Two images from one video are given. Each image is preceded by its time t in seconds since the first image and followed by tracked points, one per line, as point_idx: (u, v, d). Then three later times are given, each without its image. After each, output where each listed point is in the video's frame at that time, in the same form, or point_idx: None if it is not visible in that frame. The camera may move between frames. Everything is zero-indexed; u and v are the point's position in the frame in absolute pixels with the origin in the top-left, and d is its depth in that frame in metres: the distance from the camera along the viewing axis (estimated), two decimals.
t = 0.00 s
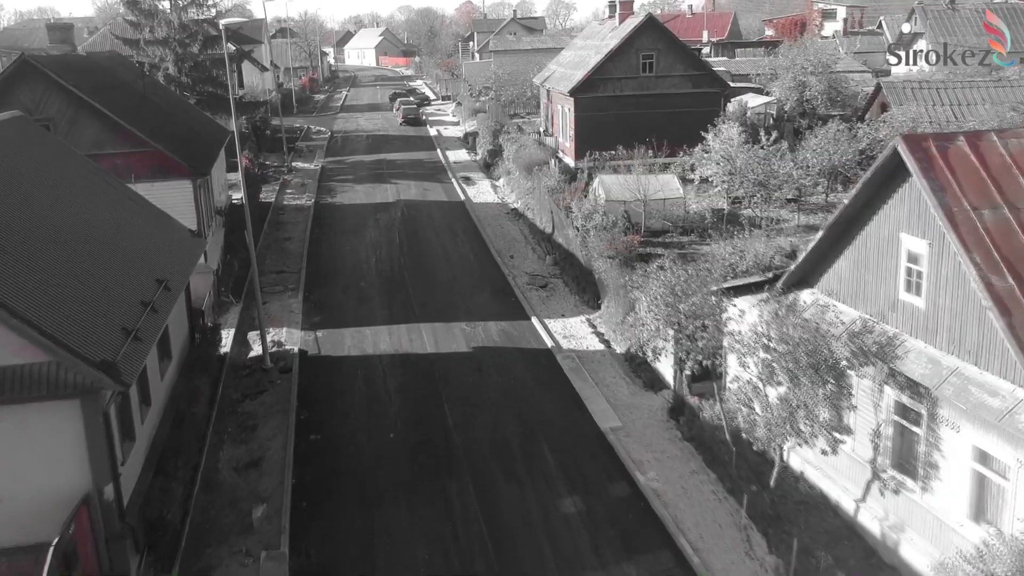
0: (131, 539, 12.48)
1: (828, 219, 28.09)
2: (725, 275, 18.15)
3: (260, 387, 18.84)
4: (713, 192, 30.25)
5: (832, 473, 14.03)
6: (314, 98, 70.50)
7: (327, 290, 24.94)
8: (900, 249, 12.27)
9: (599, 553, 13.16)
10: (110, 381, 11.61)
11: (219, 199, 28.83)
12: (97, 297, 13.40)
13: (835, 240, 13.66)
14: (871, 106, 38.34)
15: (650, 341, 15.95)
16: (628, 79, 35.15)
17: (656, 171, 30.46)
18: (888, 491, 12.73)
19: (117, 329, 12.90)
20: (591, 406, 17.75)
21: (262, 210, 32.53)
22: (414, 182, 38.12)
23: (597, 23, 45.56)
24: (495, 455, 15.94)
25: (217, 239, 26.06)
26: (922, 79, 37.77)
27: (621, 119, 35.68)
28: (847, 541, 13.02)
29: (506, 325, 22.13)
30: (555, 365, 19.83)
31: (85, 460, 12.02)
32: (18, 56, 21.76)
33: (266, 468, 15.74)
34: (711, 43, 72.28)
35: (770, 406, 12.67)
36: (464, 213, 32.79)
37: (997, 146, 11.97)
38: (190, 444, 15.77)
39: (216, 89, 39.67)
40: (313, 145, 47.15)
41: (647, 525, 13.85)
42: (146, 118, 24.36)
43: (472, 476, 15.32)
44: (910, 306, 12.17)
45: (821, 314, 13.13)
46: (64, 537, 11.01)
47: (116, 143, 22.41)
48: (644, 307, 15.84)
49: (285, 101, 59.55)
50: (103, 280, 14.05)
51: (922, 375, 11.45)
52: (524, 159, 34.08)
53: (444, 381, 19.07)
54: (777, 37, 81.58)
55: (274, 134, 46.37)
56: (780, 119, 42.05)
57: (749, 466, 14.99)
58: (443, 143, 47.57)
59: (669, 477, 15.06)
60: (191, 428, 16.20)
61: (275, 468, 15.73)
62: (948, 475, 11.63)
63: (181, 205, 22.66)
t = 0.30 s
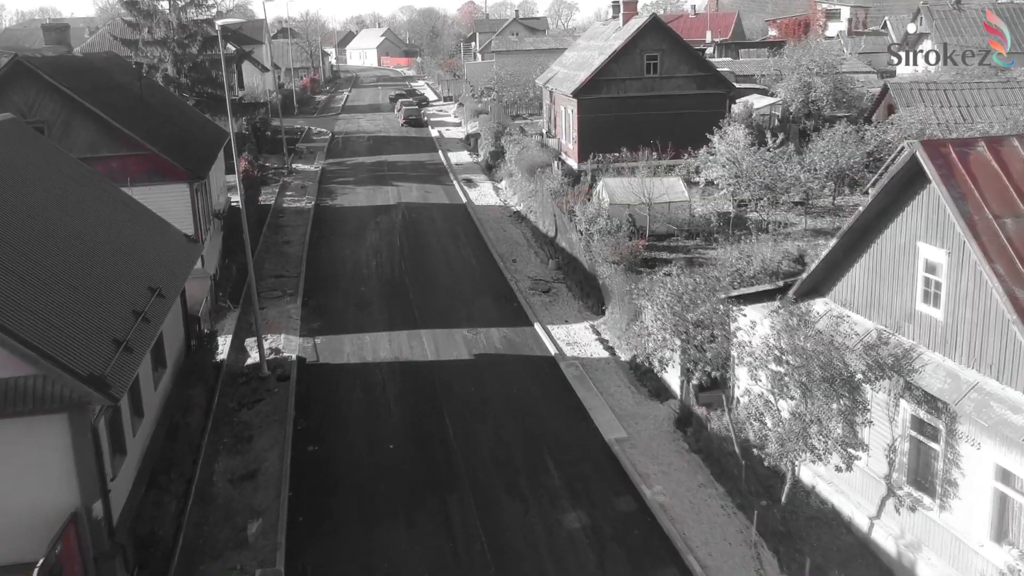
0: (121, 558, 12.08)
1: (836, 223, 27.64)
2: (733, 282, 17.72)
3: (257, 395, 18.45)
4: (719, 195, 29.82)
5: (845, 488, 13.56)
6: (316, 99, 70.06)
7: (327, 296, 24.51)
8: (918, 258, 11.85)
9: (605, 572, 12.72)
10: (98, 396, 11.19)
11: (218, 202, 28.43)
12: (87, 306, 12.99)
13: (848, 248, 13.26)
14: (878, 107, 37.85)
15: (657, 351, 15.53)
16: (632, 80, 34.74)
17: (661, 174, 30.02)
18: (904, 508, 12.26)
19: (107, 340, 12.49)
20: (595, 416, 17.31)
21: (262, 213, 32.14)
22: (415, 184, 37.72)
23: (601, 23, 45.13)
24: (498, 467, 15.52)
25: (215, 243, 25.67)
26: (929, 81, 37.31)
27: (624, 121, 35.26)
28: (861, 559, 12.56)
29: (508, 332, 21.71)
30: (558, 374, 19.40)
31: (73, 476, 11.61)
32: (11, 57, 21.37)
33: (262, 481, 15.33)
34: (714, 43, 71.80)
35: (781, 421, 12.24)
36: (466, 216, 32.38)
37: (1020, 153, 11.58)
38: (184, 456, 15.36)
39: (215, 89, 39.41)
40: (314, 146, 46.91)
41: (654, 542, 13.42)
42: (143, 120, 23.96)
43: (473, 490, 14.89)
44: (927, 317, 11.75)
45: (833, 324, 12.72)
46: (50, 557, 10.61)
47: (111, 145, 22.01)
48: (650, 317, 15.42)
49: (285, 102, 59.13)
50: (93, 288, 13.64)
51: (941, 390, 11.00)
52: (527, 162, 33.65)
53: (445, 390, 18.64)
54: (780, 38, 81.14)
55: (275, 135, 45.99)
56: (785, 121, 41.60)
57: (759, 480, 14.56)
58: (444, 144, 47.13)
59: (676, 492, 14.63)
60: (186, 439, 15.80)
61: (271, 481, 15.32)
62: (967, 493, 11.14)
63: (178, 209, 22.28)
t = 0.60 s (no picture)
0: None
1: (843, 227, 27.17)
2: (742, 290, 17.26)
3: (252, 404, 18.01)
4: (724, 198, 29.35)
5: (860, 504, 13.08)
6: (316, 100, 69.60)
7: (326, 301, 24.06)
8: (937, 268, 11.40)
9: None
10: (85, 411, 10.75)
11: (214, 205, 28.01)
12: (75, 316, 12.56)
13: (863, 256, 12.83)
14: (884, 108, 37.35)
15: (664, 362, 15.08)
16: (636, 81, 34.30)
17: (665, 176, 29.57)
18: (921, 527, 11.76)
19: (95, 352, 12.06)
20: (600, 427, 16.85)
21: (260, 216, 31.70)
22: (415, 186, 37.27)
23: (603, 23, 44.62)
24: (499, 481, 15.06)
25: (212, 247, 25.25)
26: (937, 82, 36.80)
27: (628, 122, 34.79)
28: None
29: (510, 338, 21.26)
30: (561, 382, 18.96)
31: (59, 494, 11.17)
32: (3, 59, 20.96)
33: (257, 494, 14.89)
34: (718, 43, 71.35)
35: (793, 436, 11.79)
36: (467, 219, 31.93)
37: None
38: (176, 470, 14.93)
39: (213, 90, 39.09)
40: (313, 147, 46.44)
41: (660, 560, 12.97)
42: (138, 122, 23.53)
43: (473, 505, 14.44)
44: (946, 328, 11.30)
45: (847, 335, 12.26)
46: None
47: (104, 149, 21.58)
48: (657, 326, 14.97)
49: (285, 103, 58.70)
50: (82, 297, 13.22)
51: (961, 407, 10.53)
52: (529, 163, 33.20)
53: (445, 400, 18.19)
54: (783, 38, 80.75)
55: (274, 136, 45.55)
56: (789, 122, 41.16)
57: (769, 495, 14.07)
58: (445, 146, 46.67)
59: (683, 507, 14.17)
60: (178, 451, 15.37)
61: (266, 494, 14.89)
62: (988, 513, 10.63)
63: (173, 213, 21.87)
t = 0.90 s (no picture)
0: None
1: (851, 230, 26.75)
2: (751, 297, 16.82)
3: (249, 413, 17.58)
4: (730, 201, 28.90)
5: (874, 520, 12.62)
6: (317, 101, 69.13)
7: (325, 306, 23.64)
8: (956, 277, 10.96)
9: None
10: (70, 427, 10.37)
11: (212, 208, 27.59)
12: (63, 326, 12.17)
13: (878, 264, 12.41)
14: (891, 108, 36.90)
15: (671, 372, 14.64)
16: (639, 81, 33.86)
17: (669, 178, 29.15)
18: (939, 545, 11.29)
19: (82, 364, 11.67)
20: (605, 437, 16.41)
21: (259, 218, 31.29)
22: (416, 188, 36.84)
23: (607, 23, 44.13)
24: (501, 495, 14.62)
25: (209, 251, 24.84)
26: (943, 82, 36.32)
27: (632, 123, 34.35)
28: None
29: (512, 345, 20.83)
30: (565, 390, 18.53)
31: (43, 511, 10.78)
32: None
33: (251, 508, 14.45)
34: (720, 44, 70.87)
35: (806, 451, 11.36)
36: (468, 221, 31.50)
37: None
38: (169, 482, 14.52)
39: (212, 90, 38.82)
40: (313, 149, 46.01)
41: None
42: (133, 124, 23.13)
43: (474, 519, 14.00)
44: (966, 340, 10.87)
45: (863, 346, 11.80)
46: None
47: (99, 151, 21.19)
48: (665, 335, 14.53)
49: (285, 103, 58.30)
50: (70, 306, 12.82)
51: (984, 422, 10.08)
52: (531, 165, 32.77)
53: (446, 408, 17.76)
54: (784, 39, 80.32)
55: (274, 138, 45.12)
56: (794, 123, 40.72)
57: (780, 510, 13.61)
58: (446, 147, 46.25)
59: (691, 522, 13.73)
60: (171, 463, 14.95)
61: (261, 507, 14.47)
62: (1011, 533, 10.16)
63: (169, 217, 21.45)
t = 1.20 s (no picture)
0: None
1: (859, 234, 26.31)
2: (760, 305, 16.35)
3: (244, 424, 17.16)
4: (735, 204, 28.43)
5: (890, 540, 12.12)
6: (317, 102, 68.71)
7: (323, 311, 23.20)
8: (979, 289, 10.49)
9: None
10: (53, 444, 9.91)
11: (210, 211, 27.16)
12: (48, 338, 11.72)
13: (895, 274, 11.93)
14: (898, 109, 36.47)
15: (678, 384, 14.17)
16: (643, 83, 33.42)
17: (674, 181, 28.69)
18: (959, 568, 10.78)
19: (68, 378, 11.22)
20: (609, 450, 15.95)
21: (258, 222, 30.88)
22: (417, 191, 36.41)
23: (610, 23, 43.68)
24: (503, 510, 14.17)
25: (205, 255, 24.41)
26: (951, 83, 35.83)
27: (636, 125, 33.89)
28: None
29: (514, 352, 20.37)
30: (568, 400, 18.07)
31: (26, 532, 10.31)
32: None
33: (245, 524, 14.00)
34: (723, 44, 70.45)
35: (821, 470, 10.88)
36: (470, 225, 31.04)
37: None
38: (160, 497, 14.07)
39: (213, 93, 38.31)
40: (314, 150, 45.58)
41: None
42: (128, 126, 22.71)
43: (475, 536, 13.54)
44: (987, 355, 10.41)
45: (878, 359, 11.35)
46: None
47: (93, 154, 20.77)
48: (672, 346, 14.06)
49: (286, 105, 57.90)
50: (56, 316, 12.37)
51: (1009, 441, 9.60)
52: (534, 167, 32.32)
53: (447, 419, 17.31)
54: (787, 40, 79.93)
55: (274, 139, 44.69)
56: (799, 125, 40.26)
57: (791, 527, 13.13)
58: (448, 148, 45.81)
59: (699, 539, 13.25)
60: (162, 477, 14.50)
61: (255, 523, 14.02)
62: None
63: (164, 221, 21.06)
